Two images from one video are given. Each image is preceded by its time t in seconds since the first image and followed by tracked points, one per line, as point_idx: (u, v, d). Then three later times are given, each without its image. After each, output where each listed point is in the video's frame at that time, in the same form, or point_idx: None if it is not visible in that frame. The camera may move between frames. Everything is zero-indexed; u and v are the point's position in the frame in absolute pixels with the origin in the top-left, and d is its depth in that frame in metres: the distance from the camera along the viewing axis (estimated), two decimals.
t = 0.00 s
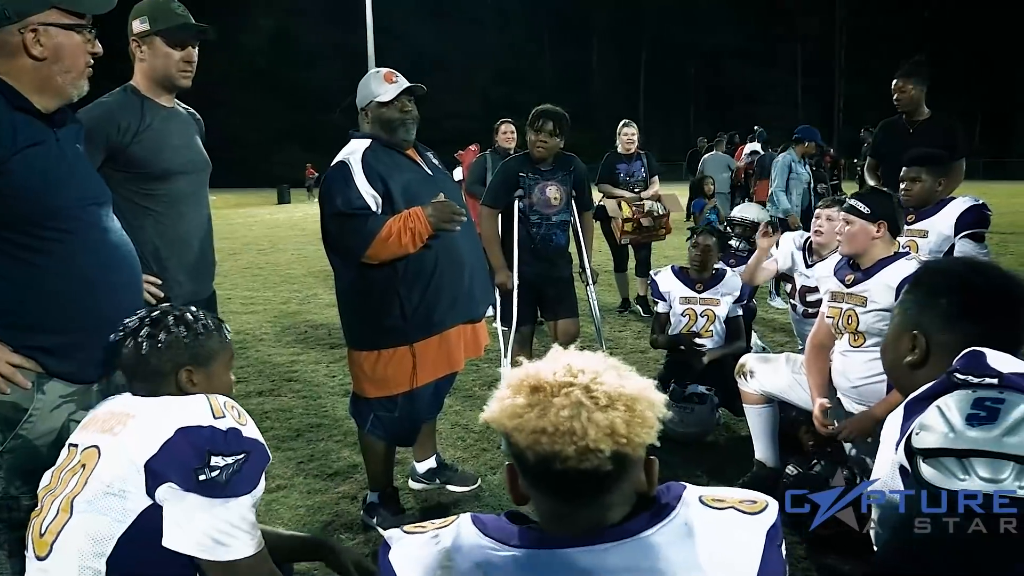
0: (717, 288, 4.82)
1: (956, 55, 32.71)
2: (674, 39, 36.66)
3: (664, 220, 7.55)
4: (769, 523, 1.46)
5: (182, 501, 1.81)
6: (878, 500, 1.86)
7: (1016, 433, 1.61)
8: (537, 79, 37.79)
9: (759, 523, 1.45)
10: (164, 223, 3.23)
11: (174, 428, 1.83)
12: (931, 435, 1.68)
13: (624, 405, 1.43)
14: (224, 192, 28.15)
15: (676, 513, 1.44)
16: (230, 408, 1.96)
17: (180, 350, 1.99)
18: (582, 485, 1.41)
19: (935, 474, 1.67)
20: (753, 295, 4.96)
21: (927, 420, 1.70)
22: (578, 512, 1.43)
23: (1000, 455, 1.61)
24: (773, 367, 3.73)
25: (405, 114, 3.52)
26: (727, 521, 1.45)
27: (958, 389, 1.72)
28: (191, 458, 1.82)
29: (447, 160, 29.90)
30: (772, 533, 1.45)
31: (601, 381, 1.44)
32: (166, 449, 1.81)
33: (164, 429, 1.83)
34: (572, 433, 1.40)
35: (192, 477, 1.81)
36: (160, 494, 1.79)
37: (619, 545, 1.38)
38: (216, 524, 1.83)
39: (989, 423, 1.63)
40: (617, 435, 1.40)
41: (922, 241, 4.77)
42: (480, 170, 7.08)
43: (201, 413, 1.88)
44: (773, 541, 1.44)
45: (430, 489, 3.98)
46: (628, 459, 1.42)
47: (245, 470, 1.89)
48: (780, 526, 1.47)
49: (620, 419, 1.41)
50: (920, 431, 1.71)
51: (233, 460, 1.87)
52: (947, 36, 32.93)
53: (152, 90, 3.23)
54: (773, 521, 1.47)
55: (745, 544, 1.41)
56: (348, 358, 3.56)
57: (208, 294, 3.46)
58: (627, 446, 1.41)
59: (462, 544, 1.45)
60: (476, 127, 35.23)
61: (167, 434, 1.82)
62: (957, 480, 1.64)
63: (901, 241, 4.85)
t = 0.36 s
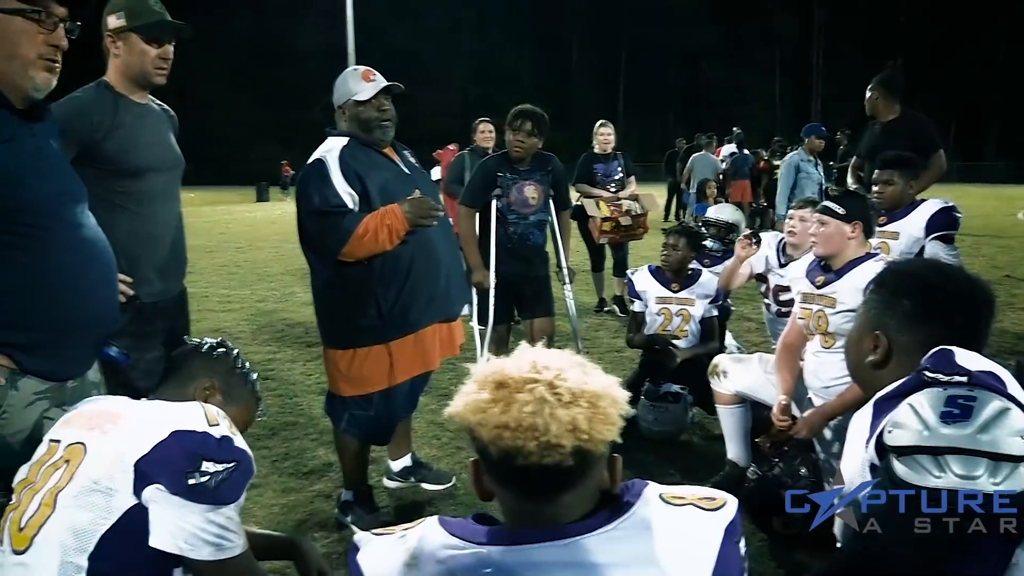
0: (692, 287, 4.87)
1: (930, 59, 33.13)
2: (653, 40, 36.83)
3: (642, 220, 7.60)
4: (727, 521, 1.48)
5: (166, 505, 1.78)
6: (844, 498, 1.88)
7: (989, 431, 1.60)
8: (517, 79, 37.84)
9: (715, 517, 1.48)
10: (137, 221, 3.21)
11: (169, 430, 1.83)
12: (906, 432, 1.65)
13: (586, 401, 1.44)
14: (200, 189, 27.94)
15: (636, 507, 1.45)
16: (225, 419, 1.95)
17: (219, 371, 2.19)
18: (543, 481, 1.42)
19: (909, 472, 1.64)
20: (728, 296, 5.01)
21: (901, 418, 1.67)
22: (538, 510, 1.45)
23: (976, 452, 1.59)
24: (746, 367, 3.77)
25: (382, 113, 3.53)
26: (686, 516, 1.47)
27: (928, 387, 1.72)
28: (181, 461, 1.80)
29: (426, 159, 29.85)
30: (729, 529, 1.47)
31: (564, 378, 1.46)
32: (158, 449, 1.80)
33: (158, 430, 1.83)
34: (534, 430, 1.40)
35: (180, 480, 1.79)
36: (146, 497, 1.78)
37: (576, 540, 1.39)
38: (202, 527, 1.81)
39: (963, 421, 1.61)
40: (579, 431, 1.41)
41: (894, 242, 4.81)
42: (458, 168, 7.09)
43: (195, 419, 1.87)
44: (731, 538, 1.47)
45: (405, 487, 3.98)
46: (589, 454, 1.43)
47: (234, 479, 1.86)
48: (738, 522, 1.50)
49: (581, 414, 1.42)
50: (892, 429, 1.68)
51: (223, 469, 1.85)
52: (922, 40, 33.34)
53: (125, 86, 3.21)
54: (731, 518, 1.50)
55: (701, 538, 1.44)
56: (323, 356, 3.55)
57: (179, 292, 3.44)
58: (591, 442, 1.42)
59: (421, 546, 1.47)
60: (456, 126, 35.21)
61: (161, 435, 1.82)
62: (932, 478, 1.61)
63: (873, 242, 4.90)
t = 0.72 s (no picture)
0: (596, 284, 4.96)
1: (826, 66, 34.53)
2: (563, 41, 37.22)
3: (545, 219, 7.63)
4: (605, 507, 1.54)
5: (51, 513, 1.85)
6: (726, 482, 1.96)
7: (855, 414, 1.71)
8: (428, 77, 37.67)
9: (592, 502, 1.53)
10: (19, 216, 3.07)
11: (62, 437, 1.86)
12: (779, 417, 1.74)
13: (459, 394, 1.48)
14: (95, 184, 26.79)
15: (513, 497, 1.50)
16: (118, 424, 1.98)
17: (125, 380, 2.24)
18: (417, 474, 1.47)
19: (780, 454, 1.73)
20: (632, 294, 5.12)
21: (776, 403, 1.76)
22: (416, 502, 1.50)
23: (842, 434, 1.70)
24: (645, 363, 3.87)
25: (281, 108, 3.45)
26: (563, 503, 1.52)
27: (802, 374, 1.80)
28: (73, 471, 1.85)
29: (335, 157, 29.39)
30: (607, 514, 1.52)
31: (438, 372, 1.49)
32: (47, 456, 1.84)
33: (50, 436, 1.85)
34: (406, 425, 1.44)
35: (68, 489, 1.85)
36: (29, 505, 1.83)
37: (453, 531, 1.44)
38: (86, 540, 1.90)
39: (831, 405, 1.72)
40: (450, 425, 1.45)
41: (786, 241, 4.95)
42: (365, 165, 7.02)
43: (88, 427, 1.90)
44: (609, 523, 1.53)
45: (307, 489, 3.92)
46: (462, 447, 1.47)
47: (124, 487, 1.94)
48: (616, 506, 1.56)
49: (452, 408, 1.46)
50: (768, 412, 1.77)
51: (113, 479, 1.91)
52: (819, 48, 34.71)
53: (6, 72, 3.02)
54: (608, 503, 1.55)
55: (578, 524, 1.49)
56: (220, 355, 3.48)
57: (65, 290, 3.29)
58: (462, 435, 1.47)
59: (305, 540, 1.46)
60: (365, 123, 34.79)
61: (51, 443, 1.84)
62: (802, 459, 1.72)
63: (767, 240, 5.00)
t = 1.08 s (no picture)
0: (466, 280, 4.97)
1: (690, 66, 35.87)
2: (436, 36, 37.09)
3: (416, 217, 7.78)
4: (452, 500, 1.58)
5: None
6: (594, 477, 1.85)
7: (711, 401, 1.58)
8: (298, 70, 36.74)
9: (441, 494, 1.57)
10: None
11: None
12: (640, 404, 1.61)
13: (303, 390, 1.46)
14: None
15: (363, 491, 1.52)
16: None
17: None
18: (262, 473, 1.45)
19: (639, 440, 1.59)
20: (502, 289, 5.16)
21: (638, 390, 1.64)
22: (259, 502, 1.47)
23: (696, 420, 1.56)
24: (513, 358, 3.90)
25: (132, 102, 3.29)
26: (411, 495, 1.55)
27: (664, 363, 1.69)
28: None
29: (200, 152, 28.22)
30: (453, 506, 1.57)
31: (281, 367, 1.47)
32: None
33: None
34: (248, 420, 1.42)
35: None
36: None
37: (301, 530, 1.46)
38: None
39: (688, 393, 1.59)
40: (293, 419, 1.44)
41: (649, 235, 5.09)
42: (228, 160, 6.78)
43: None
44: (454, 514, 1.58)
45: (169, 497, 3.76)
46: (306, 441, 1.46)
47: None
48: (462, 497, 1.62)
49: (295, 404, 1.44)
50: (629, 399, 1.64)
51: None
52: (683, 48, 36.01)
53: None
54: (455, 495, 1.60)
55: (428, 519, 1.53)
56: (66, 360, 3.27)
57: None
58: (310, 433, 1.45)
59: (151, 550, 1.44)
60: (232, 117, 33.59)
61: None
62: (657, 446, 1.57)
63: (632, 235, 5.15)
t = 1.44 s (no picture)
0: (352, 272, 4.89)
1: (579, 59, 36.36)
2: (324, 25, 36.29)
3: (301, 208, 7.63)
4: (313, 494, 1.57)
5: None
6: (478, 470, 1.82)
7: (583, 393, 1.49)
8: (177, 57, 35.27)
9: (302, 489, 1.56)
10: None
11: None
12: (514, 395, 1.50)
13: (146, 381, 1.43)
14: None
15: (219, 490, 1.51)
16: None
17: None
18: (101, 470, 1.41)
19: (512, 431, 1.46)
20: (390, 282, 5.13)
21: (513, 381, 1.53)
22: (108, 504, 1.44)
23: (568, 411, 1.46)
24: (400, 349, 3.87)
25: None
26: (272, 494, 1.54)
27: (540, 352, 1.63)
28: None
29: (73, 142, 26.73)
30: (316, 500, 1.56)
31: (124, 361, 1.45)
32: None
33: None
34: (85, 413, 1.38)
35: None
36: None
37: (151, 537, 1.44)
38: None
39: (561, 384, 1.50)
40: (134, 411, 1.40)
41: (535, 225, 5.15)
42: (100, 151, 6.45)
43: None
44: (318, 506, 1.57)
45: (38, 507, 3.56)
46: (150, 434, 1.42)
47: None
48: (325, 489, 1.61)
49: (136, 394, 1.41)
50: (503, 392, 1.52)
51: None
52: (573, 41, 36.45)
53: None
54: (317, 489, 1.59)
55: (287, 514, 1.52)
56: None
57: None
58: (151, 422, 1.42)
59: None
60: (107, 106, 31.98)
61: None
62: (528, 437, 1.44)
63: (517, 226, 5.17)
